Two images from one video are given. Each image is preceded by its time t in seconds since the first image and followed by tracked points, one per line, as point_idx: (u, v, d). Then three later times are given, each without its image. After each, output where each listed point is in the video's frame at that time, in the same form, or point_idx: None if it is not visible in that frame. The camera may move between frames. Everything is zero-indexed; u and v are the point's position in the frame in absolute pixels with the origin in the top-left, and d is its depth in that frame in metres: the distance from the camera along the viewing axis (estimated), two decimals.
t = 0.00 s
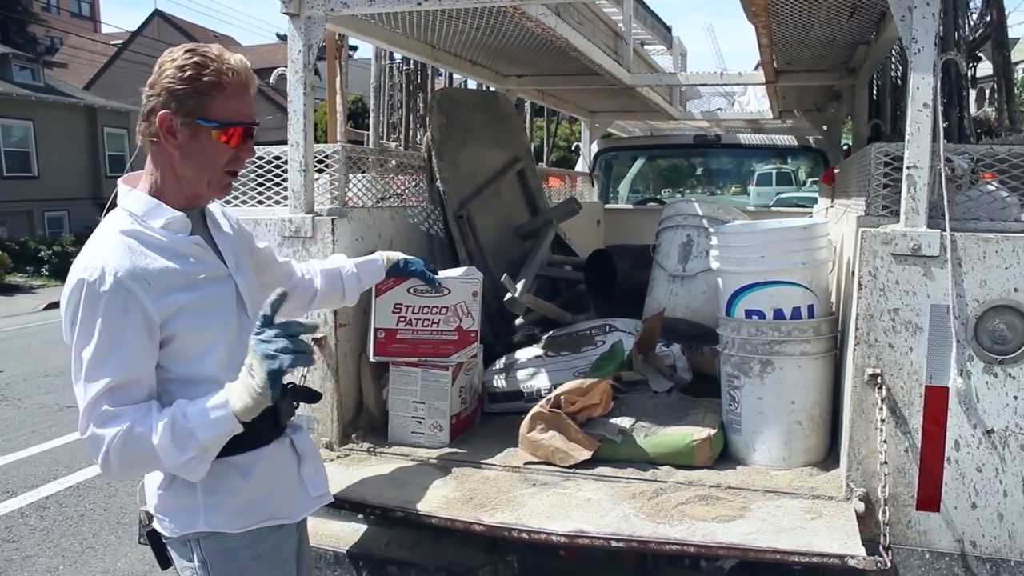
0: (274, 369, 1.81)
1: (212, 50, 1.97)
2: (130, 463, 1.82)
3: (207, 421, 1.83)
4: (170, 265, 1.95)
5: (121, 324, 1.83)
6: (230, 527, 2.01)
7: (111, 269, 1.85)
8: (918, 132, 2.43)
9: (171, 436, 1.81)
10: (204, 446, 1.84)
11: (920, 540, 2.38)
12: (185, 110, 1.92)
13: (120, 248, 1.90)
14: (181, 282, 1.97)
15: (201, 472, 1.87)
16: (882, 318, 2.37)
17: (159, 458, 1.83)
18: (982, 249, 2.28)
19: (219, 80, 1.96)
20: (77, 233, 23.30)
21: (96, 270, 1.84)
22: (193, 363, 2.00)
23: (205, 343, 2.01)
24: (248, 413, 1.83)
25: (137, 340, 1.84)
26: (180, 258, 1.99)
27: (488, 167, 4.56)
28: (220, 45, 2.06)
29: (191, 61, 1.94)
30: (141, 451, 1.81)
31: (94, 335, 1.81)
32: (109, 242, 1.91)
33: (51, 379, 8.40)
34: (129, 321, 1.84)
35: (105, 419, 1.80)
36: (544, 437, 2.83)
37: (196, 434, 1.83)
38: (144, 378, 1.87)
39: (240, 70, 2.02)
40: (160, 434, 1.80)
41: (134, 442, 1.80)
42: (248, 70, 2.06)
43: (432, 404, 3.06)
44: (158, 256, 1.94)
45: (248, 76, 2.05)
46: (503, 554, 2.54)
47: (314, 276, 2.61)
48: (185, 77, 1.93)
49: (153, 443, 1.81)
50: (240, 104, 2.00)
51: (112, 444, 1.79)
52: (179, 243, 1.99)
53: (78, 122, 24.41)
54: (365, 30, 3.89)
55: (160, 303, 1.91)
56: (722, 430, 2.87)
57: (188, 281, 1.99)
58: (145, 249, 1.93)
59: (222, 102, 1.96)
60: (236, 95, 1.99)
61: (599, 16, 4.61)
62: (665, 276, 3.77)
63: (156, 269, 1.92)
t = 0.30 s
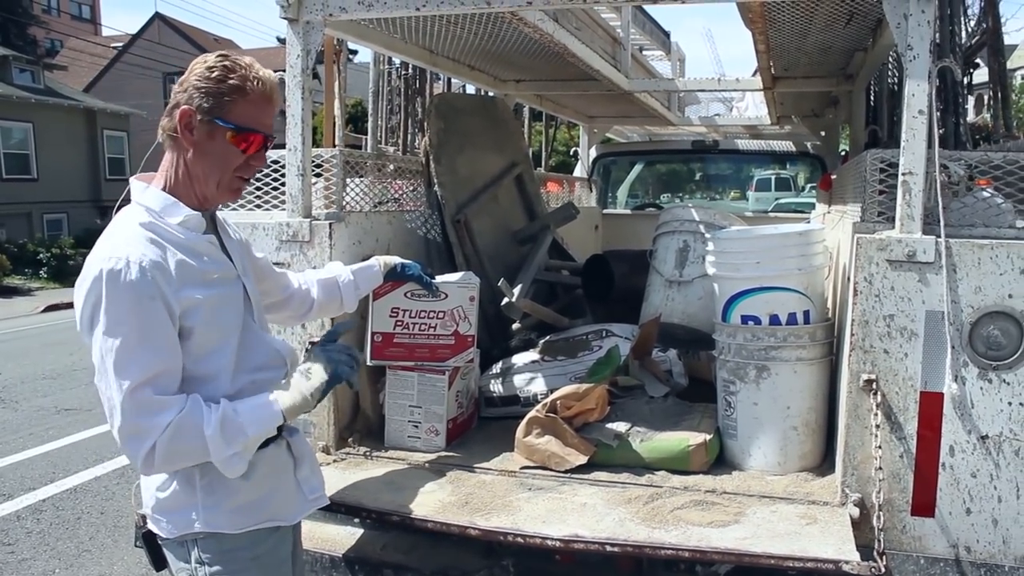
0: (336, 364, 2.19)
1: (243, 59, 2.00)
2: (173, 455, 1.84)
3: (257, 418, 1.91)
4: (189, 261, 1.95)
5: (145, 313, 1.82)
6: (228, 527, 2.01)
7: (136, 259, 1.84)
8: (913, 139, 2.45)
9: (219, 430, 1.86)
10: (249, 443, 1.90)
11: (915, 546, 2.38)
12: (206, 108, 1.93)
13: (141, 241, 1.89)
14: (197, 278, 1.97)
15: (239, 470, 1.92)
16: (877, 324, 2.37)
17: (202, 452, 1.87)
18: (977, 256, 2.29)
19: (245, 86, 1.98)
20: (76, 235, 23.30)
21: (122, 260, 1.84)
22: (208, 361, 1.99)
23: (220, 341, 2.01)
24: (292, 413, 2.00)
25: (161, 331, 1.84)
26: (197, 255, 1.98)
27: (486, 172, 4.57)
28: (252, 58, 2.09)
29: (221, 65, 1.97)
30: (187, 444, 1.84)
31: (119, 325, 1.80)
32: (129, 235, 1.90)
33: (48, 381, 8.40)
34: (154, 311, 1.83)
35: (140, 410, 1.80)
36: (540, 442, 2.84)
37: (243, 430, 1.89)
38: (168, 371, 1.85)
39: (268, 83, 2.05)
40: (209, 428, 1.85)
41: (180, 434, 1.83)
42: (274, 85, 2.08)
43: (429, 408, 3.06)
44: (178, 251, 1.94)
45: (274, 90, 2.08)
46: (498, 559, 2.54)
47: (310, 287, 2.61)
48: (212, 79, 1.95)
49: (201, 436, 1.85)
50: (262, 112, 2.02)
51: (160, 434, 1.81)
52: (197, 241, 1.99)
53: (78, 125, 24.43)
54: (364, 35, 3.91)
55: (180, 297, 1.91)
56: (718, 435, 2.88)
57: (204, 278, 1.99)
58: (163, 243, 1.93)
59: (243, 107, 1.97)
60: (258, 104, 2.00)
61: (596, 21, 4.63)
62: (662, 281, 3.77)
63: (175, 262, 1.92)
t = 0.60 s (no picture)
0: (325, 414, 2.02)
1: (257, 67, 1.99)
2: (144, 457, 1.82)
3: (232, 437, 1.89)
4: (191, 260, 1.96)
5: (140, 309, 1.83)
6: (222, 525, 2.01)
7: (136, 256, 1.86)
8: (906, 142, 2.46)
9: (194, 440, 1.84)
10: (219, 461, 1.88)
11: (907, 548, 2.39)
12: (214, 114, 1.94)
13: (145, 238, 1.91)
14: (199, 277, 1.98)
15: (205, 485, 1.89)
16: (870, 326, 2.39)
17: (172, 459, 1.85)
18: (969, 259, 2.30)
19: (254, 95, 1.97)
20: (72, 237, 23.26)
21: (122, 255, 1.86)
22: (203, 361, 1.99)
23: (217, 342, 2.01)
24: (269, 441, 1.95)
25: (153, 328, 1.85)
26: (201, 255, 1.99)
27: (482, 174, 4.58)
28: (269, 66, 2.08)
29: (234, 72, 1.96)
30: (160, 449, 1.83)
31: (112, 319, 1.82)
32: (135, 230, 1.92)
33: (44, 382, 8.39)
34: (148, 309, 1.84)
35: (120, 405, 1.81)
36: (535, 443, 2.84)
37: (218, 446, 1.87)
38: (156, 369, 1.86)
39: (281, 93, 2.03)
40: (184, 437, 1.84)
41: (153, 437, 1.82)
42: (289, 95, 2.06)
43: (423, 409, 3.07)
44: (181, 250, 1.95)
45: (288, 100, 2.06)
46: (492, 560, 2.55)
47: (309, 298, 2.61)
48: (222, 86, 1.95)
49: (177, 443, 1.84)
50: (271, 122, 2.00)
51: (135, 433, 1.81)
52: (202, 242, 1.99)
53: (75, 126, 24.41)
54: (361, 37, 3.92)
55: (179, 295, 1.92)
56: (712, 437, 2.88)
57: (207, 278, 1.99)
58: (168, 241, 1.94)
59: (251, 116, 1.97)
60: (267, 114, 1.99)
61: (593, 24, 4.64)
62: (657, 284, 3.78)
63: (178, 261, 1.93)
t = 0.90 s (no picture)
0: (301, 453, 2.01)
1: (243, 77, 1.97)
2: (116, 464, 1.84)
3: (204, 460, 1.88)
4: (183, 265, 1.96)
5: (125, 314, 1.84)
6: (213, 529, 2.02)
7: (124, 261, 1.87)
8: (899, 144, 2.47)
9: (164, 458, 1.84)
10: (189, 479, 1.88)
11: (902, 547, 2.40)
12: (199, 125, 1.94)
13: (135, 243, 1.92)
14: (191, 282, 1.98)
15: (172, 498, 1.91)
16: (865, 327, 2.39)
17: (142, 470, 1.86)
18: (963, 259, 2.31)
19: (237, 105, 1.95)
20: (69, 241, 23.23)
21: (110, 260, 1.88)
22: (194, 365, 1.99)
23: (208, 346, 2.01)
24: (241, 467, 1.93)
25: (138, 333, 1.85)
26: (193, 259, 1.99)
27: (478, 177, 4.59)
28: (264, 74, 2.06)
29: (219, 82, 1.95)
30: (133, 460, 1.84)
31: (98, 324, 1.83)
32: (128, 236, 1.94)
33: (42, 387, 8.39)
34: (134, 314, 1.85)
35: (99, 409, 1.83)
36: (531, 445, 2.85)
37: (189, 466, 1.87)
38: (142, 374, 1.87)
39: (269, 103, 2.00)
40: (155, 453, 1.84)
41: (125, 448, 1.84)
42: (279, 104, 2.02)
43: (420, 411, 3.08)
44: (172, 255, 1.96)
45: (279, 109, 2.03)
46: (490, 561, 2.56)
47: (308, 302, 2.60)
48: (206, 98, 1.95)
49: (149, 457, 1.84)
50: (256, 133, 1.98)
51: (109, 440, 1.83)
52: (195, 246, 2.00)
53: (72, 131, 24.40)
54: (357, 41, 3.93)
55: (168, 300, 1.93)
56: (708, 438, 2.89)
57: (199, 282, 1.99)
58: (160, 246, 1.95)
59: (233, 128, 1.96)
60: (250, 125, 1.97)
61: (588, 27, 4.65)
62: (653, 285, 3.80)
63: (168, 266, 1.94)
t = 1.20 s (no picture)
0: (304, 446, 2.00)
1: (207, 74, 1.96)
2: (118, 468, 1.85)
3: (207, 459, 1.88)
4: (174, 265, 1.96)
5: (117, 318, 1.84)
6: (209, 530, 2.03)
7: (114, 265, 1.88)
8: (889, 144, 2.49)
9: (166, 458, 1.85)
10: (192, 479, 1.88)
11: (894, 546, 2.41)
12: (168, 127, 1.95)
13: (125, 247, 1.92)
14: (183, 282, 1.98)
15: (177, 499, 1.91)
16: (855, 327, 2.41)
17: (145, 472, 1.87)
18: (952, 259, 2.33)
19: (201, 104, 1.95)
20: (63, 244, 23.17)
21: (100, 266, 1.88)
22: (190, 366, 2.00)
23: (203, 346, 2.01)
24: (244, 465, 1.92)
25: (131, 336, 1.85)
26: (185, 259, 1.99)
27: (471, 179, 4.60)
28: (235, 69, 2.04)
29: (183, 82, 1.95)
30: (135, 462, 1.85)
31: (91, 330, 1.84)
32: (117, 240, 1.94)
33: (35, 389, 8.36)
34: (126, 318, 1.85)
35: (97, 415, 1.83)
36: (524, 445, 2.86)
37: (191, 465, 1.87)
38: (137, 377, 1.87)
39: (235, 97, 1.98)
40: (158, 454, 1.84)
41: (126, 451, 1.84)
42: (247, 97, 1.99)
43: (413, 412, 3.08)
44: (163, 256, 1.96)
45: (248, 103, 2.01)
46: (483, 561, 2.57)
47: (302, 300, 2.61)
48: (173, 99, 1.96)
49: (151, 459, 1.85)
50: (223, 130, 1.97)
51: (109, 444, 1.83)
52: (185, 246, 2.00)
53: (66, 133, 24.33)
54: (350, 43, 3.93)
55: (159, 302, 1.93)
56: (700, 438, 2.90)
57: (190, 281, 1.99)
58: (151, 248, 1.95)
59: (200, 126, 1.95)
60: (216, 122, 1.96)
61: (581, 28, 4.66)
62: (645, 286, 3.81)
63: (158, 268, 1.94)
